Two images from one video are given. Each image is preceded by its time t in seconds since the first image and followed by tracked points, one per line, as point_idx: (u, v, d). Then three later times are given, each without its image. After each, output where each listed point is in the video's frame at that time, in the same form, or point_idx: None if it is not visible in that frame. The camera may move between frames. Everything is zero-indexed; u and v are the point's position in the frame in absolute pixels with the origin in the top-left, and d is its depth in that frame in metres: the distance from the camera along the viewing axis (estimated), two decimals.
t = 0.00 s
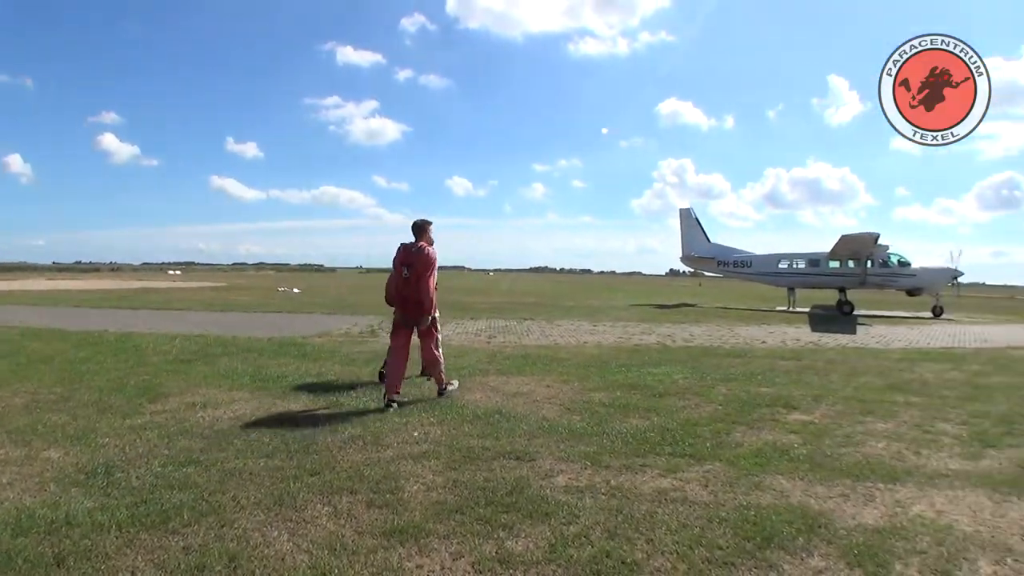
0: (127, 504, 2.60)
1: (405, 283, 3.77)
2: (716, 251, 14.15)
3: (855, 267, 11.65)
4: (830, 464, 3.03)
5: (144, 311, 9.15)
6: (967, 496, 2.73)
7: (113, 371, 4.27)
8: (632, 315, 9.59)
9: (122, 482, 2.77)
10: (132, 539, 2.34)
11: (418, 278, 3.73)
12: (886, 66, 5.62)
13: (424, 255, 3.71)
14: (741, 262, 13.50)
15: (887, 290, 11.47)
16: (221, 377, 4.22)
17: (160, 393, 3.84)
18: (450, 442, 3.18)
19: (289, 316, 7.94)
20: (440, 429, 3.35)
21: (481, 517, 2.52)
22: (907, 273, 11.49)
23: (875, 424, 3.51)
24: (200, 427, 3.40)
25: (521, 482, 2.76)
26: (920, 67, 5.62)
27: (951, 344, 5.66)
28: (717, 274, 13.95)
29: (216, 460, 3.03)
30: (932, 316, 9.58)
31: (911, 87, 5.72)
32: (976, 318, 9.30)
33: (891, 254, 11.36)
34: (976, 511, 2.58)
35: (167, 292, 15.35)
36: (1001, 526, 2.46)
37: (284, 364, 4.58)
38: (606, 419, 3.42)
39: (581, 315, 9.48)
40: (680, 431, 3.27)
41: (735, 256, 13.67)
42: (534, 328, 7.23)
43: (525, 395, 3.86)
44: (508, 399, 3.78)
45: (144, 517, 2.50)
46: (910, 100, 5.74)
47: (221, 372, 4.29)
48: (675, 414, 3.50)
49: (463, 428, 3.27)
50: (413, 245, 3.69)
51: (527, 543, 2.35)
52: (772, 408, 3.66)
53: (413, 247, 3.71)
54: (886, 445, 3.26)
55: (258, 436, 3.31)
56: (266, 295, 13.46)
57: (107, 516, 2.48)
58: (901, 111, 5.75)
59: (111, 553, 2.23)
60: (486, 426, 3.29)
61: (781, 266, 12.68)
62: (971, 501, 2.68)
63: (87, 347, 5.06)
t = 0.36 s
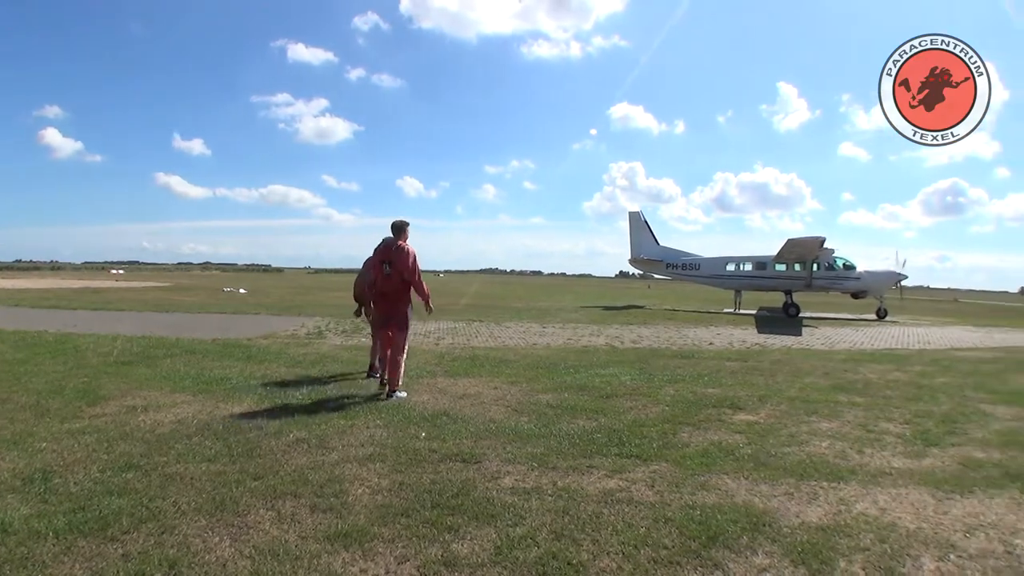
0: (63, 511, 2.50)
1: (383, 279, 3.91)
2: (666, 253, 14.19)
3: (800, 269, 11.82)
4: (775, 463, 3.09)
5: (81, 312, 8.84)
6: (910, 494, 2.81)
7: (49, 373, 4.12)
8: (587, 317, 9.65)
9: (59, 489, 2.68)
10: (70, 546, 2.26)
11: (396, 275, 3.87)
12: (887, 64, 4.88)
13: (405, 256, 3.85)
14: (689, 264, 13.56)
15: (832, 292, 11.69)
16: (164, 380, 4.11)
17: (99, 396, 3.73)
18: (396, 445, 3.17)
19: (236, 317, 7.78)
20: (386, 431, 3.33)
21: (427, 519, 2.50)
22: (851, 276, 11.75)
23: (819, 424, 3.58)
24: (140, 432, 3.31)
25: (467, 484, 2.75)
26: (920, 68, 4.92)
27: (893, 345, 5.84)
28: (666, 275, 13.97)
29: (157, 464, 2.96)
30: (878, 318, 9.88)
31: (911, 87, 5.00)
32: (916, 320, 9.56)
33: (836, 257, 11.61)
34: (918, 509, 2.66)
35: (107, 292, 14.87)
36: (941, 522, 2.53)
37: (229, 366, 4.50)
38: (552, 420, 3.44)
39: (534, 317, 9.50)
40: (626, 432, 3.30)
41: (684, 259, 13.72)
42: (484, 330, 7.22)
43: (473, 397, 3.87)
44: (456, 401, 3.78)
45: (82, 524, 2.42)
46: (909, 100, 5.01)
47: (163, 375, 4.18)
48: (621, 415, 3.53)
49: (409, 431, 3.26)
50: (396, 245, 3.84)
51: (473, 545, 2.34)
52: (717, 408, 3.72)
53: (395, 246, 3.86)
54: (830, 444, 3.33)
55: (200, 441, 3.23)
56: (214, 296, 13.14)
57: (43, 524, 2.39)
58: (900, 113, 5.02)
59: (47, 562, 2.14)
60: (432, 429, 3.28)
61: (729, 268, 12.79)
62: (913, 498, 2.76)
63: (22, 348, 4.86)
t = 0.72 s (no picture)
0: (19, 515, 2.44)
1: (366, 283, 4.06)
2: (631, 254, 14.20)
3: (764, 271, 11.97)
4: (738, 462, 3.13)
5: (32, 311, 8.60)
6: (872, 491, 2.86)
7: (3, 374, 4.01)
8: (556, 317, 9.67)
9: (16, 492, 2.61)
10: (26, 551, 2.20)
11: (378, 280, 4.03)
12: (888, 63, 4.82)
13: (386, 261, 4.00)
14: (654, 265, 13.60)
15: (796, 293, 11.85)
16: (124, 381, 4.03)
17: (57, 398, 3.65)
18: (360, 446, 3.15)
19: (198, 317, 7.65)
20: (349, 433, 3.31)
21: (390, 521, 2.49)
22: (814, 277, 11.93)
23: (782, 423, 3.64)
24: (98, 434, 3.24)
25: (431, 485, 2.75)
26: (919, 67, 4.87)
27: (855, 345, 5.95)
28: (631, 276, 13.99)
29: (116, 467, 2.90)
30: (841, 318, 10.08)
31: (911, 87, 4.94)
32: (877, 321, 9.76)
33: (799, 258, 11.79)
34: (881, 505, 2.71)
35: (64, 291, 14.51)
36: (903, 518, 2.59)
37: (192, 367, 4.43)
38: (516, 420, 3.45)
39: (501, 317, 9.50)
40: (590, 432, 3.32)
41: (649, 259, 13.75)
42: (449, 330, 7.20)
43: (437, 398, 3.86)
44: (420, 402, 3.77)
45: (39, 528, 2.36)
46: (909, 100, 4.95)
47: (123, 377, 4.09)
48: (586, 415, 3.55)
49: (372, 433, 3.25)
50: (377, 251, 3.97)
51: (436, 546, 2.33)
52: (681, 408, 3.76)
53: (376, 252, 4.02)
54: (793, 442, 3.38)
55: (160, 443, 3.17)
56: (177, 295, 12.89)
57: None
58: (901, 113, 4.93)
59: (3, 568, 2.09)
60: (395, 430, 3.27)
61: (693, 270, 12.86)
62: (875, 495, 2.81)
63: None
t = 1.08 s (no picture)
0: None
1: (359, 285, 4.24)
2: (607, 256, 14.24)
3: (738, 274, 12.04)
4: (711, 462, 3.16)
5: None
6: (845, 491, 2.90)
7: None
8: (532, 319, 9.68)
9: None
10: None
11: (370, 282, 4.20)
12: (886, 63, 4.76)
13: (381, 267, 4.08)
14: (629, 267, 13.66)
15: (769, 295, 11.93)
16: (93, 384, 3.96)
17: (25, 401, 3.58)
18: (332, 449, 3.13)
19: (170, 319, 7.55)
20: (321, 436, 3.29)
21: (362, 524, 2.48)
22: (787, 280, 12.03)
23: (755, 424, 3.68)
24: (67, 437, 3.19)
25: (404, 488, 2.74)
26: (920, 67, 4.80)
27: (828, 346, 6.03)
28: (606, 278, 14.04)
29: (84, 471, 2.85)
30: (814, 320, 10.22)
31: (911, 87, 4.87)
32: (849, 322, 9.89)
33: (772, 261, 11.90)
34: (853, 505, 2.75)
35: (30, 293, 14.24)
36: (875, 518, 2.63)
37: (164, 371, 4.37)
38: (489, 422, 3.45)
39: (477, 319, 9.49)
40: (564, 434, 3.34)
41: (624, 261, 13.80)
42: (423, 331, 7.19)
43: (410, 400, 3.86)
44: (393, 404, 3.76)
45: (6, 534, 2.31)
46: (909, 100, 4.89)
47: (92, 380, 4.03)
48: (559, 417, 3.56)
49: (344, 436, 3.23)
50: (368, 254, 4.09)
51: (409, 549, 2.32)
52: (655, 409, 3.79)
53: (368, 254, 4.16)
54: (765, 443, 3.42)
55: (128, 447, 3.13)
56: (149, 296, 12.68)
57: None
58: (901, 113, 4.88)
59: None
60: (367, 433, 3.26)
61: (668, 272, 12.93)
62: (847, 495, 2.85)
63: None
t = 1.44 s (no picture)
0: None
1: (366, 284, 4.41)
2: (591, 259, 14.23)
3: (724, 276, 12.11)
4: (697, 464, 3.17)
5: None
6: (830, 492, 2.92)
7: None
8: (520, 321, 9.68)
9: None
10: None
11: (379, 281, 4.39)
12: (887, 63, 4.81)
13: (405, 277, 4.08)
14: (615, 269, 13.68)
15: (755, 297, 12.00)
16: (76, 387, 3.92)
17: (7, 405, 3.54)
18: (317, 452, 3.12)
19: (154, 321, 7.50)
20: (307, 439, 3.28)
21: (347, 527, 2.47)
22: (774, 283, 12.09)
23: (741, 425, 3.70)
24: (50, 441, 3.16)
25: (389, 491, 2.74)
26: (920, 67, 4.84)
27: (814, 348, 6.07)
28: (592, 280, 14.05)
29: (68, 475, 2.83)
30: (800, 322, 10.28)
31: (911, 87, 4.92)
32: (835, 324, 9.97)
33: (759, 263, 11.96)
34: (839, 506, 2.77)
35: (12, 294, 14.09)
36: (861, 519, 2.65)
37: (149, 374, 4.34)
38: (475, 425, 3.45)
39: (463, 321, 9.48)
40: (550, 436, 3.34)
41: (609, 263, 13.81)
42: (410, 334, 7.18)
43: (397, 402, 3.85)
44: (379, 407, 3.75)
45: None
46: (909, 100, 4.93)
47: (76, 383, 3.99)
48: (546, 419, 3.57)
49: (330, 439, 3.23)
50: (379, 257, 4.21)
51: (394, 551, 2.32)
52: (641, 411, 3.80)
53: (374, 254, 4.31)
54: (752, 445, 3.44)
55: (112, 451, 3.10)
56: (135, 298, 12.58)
57: None
58: (902, 113, 4.92)
59: None
60: (353, 436, 3.25)
61: (653, 274, 12.96)
62: (834, 496, 2.88)
63: None
